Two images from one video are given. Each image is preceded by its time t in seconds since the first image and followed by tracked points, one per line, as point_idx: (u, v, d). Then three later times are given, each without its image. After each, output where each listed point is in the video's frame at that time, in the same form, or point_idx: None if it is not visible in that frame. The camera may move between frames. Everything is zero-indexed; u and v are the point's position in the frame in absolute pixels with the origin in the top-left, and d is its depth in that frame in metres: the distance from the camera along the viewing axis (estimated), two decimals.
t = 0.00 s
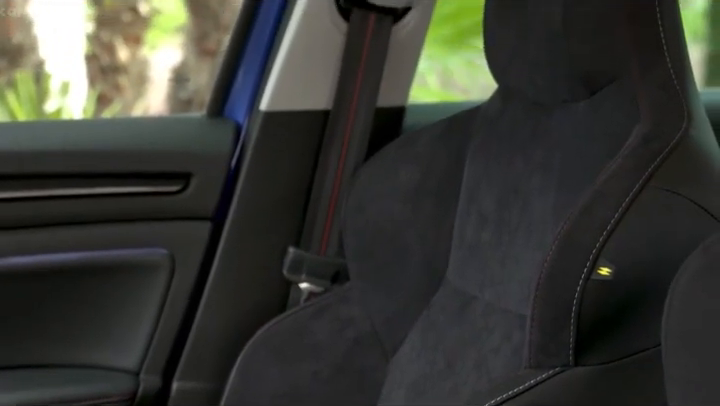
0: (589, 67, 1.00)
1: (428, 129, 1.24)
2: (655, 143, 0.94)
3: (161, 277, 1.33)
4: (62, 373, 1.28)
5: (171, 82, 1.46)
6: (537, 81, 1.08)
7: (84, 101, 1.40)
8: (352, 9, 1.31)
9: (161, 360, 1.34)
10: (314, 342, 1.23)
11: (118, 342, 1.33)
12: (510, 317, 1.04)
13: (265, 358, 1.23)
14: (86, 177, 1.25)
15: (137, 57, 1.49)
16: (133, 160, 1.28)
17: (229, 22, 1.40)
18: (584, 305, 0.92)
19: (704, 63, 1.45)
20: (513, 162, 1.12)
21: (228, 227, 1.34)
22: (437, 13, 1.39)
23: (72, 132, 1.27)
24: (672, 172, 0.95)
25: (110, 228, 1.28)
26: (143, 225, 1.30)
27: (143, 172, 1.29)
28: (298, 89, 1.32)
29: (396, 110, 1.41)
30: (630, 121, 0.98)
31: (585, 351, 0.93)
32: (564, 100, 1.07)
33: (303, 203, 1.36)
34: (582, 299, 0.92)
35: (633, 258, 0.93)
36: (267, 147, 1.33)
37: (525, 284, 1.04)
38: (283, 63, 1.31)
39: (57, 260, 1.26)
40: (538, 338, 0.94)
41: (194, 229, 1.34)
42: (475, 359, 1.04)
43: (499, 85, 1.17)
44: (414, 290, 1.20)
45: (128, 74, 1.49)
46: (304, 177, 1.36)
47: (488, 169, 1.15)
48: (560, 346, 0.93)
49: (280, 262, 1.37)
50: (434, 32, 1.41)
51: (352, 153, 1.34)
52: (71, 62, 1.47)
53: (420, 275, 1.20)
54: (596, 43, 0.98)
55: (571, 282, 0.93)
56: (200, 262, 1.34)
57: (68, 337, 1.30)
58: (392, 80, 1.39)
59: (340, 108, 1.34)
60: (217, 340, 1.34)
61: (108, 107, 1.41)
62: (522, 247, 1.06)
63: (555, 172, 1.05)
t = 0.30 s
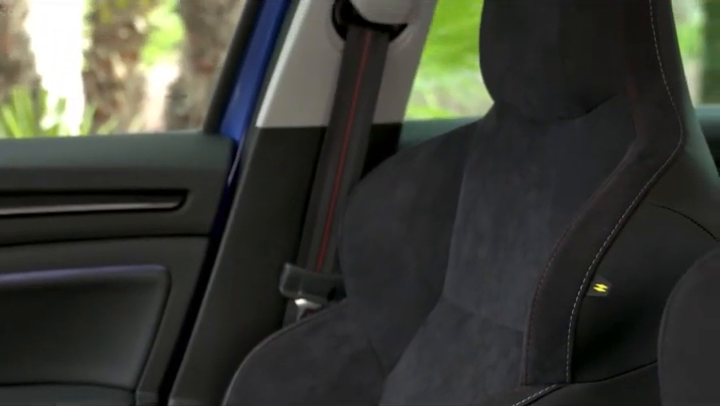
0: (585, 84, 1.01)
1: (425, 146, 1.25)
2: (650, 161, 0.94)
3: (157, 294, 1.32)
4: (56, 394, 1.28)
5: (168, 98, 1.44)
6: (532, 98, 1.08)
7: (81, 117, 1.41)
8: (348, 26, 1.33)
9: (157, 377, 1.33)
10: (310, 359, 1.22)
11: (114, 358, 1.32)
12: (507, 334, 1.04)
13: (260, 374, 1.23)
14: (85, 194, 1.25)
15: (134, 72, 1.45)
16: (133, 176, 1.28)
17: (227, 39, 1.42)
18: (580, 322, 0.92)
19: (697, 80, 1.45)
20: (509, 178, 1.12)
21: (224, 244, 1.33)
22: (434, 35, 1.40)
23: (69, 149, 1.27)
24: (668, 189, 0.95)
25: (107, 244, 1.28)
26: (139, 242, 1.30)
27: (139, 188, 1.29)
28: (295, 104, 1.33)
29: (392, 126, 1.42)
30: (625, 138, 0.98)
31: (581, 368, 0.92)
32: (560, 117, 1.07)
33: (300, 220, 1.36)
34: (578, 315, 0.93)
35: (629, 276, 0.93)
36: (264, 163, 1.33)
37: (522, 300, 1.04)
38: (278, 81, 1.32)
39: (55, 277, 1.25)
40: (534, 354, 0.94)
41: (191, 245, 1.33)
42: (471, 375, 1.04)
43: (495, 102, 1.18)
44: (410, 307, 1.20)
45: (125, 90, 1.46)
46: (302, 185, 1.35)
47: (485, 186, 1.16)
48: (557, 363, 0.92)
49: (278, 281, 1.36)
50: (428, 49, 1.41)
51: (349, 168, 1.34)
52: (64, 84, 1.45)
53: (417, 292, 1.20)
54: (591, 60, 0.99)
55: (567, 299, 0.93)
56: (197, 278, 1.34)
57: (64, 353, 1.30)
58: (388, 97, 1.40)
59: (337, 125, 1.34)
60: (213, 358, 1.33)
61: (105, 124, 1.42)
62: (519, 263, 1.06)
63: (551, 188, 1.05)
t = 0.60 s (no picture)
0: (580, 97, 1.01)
1: (421, 160, 1.25)
2: (646, 174, 0.95)
3: (153, 308, 1.31)
4: None
5: (163, 111, 1.47)
6: (528, 112, 1.08)
7: (77, 130, 1.42)
8: (344, 40, 1.33)
9: (153, 391, 1.32)
10: (306, 373, 1.21)
11: (110, 373, 1.31)
12: (503, 347, 1.05)
13: (257, 389, 1.21)
14: (78, 207, 1.25)
15: (130, 86, 1.49)
16: (128, 190, 1.28)
17: (223, 53, 1.42)
18: (576, 336, 0.92)
19: (693, 92, 1.46)
20: (504, 191, 1.13)
21: (220, 257, 1.33)
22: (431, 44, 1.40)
23: (64, 163, 1.27)
24: (664, 202, 0.95)
25: (101, 258, 1.27)
26: (134, 255, 1.29)
27: (132, 202, 1.28)
28: (290, 118, 1.33)
29: (388, 140, 1.43)
30: (620, 152, 0.98)
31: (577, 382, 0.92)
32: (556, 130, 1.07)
33: (296, 234, 1.37)
34: (574, 330, 0.92)
35: (625, 290, 0.93)
36: (260, 178, 1.33)
37: (517, 313, 1.05)
38: (274, 95, 1.32)
39: (49, 291, 1.24)
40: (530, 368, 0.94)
41: (186, 259, 1.33)
42: (468, 388, 1.05)
43: (491, 116, 1.18)
44: (406, 319, 1.20)
45: (121, 103, 1.48)
46: (296, 206, 1.36)
47: (480, 199, 1.16)
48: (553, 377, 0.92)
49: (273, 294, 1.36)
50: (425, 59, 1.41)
51: (345, 182, 1.34)
52: (61, 97, 1.47)
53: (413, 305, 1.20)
54: (587, 75, 0.99)
55: (562, 313, 0.93)
56: (192, 292, 1.33)
57: (59, 369, 1.28)
58: (384, 111, 1.40)
59: (333, 138, 1.34)
60: (209, 372, 1.33)
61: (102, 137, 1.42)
62: (515, 275, 1.06)
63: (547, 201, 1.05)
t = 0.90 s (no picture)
0: (575, 114, 1.01)
1: (416, 176, 1.25)
2: (641, 190, 0.94)
3: (149, 325, 1.31)
4: None
5: (159, 128, 1.48)
6: (523, 129, 1.08)
7: (72, 148, 1.43)
8: (339, 57, 1.33)
9: None
10: (302, 389, 1.19)
11: (106, 387, 1.30)
12: (498, 364, 1.06)
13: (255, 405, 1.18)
14: (72, 224, 1.24)
15: (125, 103, 1.53)
16: (123, 206, 1.27)
17: (218, 70, 1.42)
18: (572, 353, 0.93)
19: (688, 108, 1.46)
20: (499, 208, 1.13)
21: (215, 274, 1.32)
22: (427, 60, 1.41)
23: (59, 180, 1.26)
24: (659, 219, 0.95)
25: (95, 275, 1.26)
26: (130, 272, 1.28)
27: (128, 219, 1.27)
28: (283, 140, 1.33)
29: (383, 156, 1.43)
30: (616, 169, 0.98)
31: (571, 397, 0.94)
32: (551, 147, 1.07)
33: (292, 250, 1.36)
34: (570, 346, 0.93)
35: (620, 305, 0.94)
36: (255, 195, 1.33)
37: (512, 329, 1.05)
38: (269, 111, 1.32)
39: (48, 308, 1.22)
40: (526, 386, 0.93)
41: (182, 277, 1.32)
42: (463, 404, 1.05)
43: (487, 133, 1.18)
44: (401, 337, 1.19)
45: (116, 120, 1.51)
46: (292, 223, 1.36)
47: (475, 216, 1.16)
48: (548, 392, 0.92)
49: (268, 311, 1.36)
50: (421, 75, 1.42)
51: (341, 198, 1.34)
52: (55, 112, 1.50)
53: (408, 320, 1.20)
54: (581, 92, 0.99)
55: (559, 328, 0.92)
56: (187, 308, 1.32)
57: (55, 381, 1.28)
58: (380, 128, 1.41)
59: (328, 155, 1.35)
60: (205, 389, 1.32)
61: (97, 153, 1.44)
62: (511, 291, 1.07)
63: (542, 218, 1.06)
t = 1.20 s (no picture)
0: (571, 128, 1.01)
1: (413, 190, 1.25)
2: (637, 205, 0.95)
3: (145, 339, 1.30)
4: None
5: (155, 143, 1.49)
6: (519, 143, 1.09)
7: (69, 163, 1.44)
8: (336, 71, 1.34)
9: None
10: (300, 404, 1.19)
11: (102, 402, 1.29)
12: (495, 378, 1.06)
13: None
14: (68, 238, 1.24)
15: (121, 117, 1.58)
16: (119, 220, 1.27)
17: (215, 84, 1.41)
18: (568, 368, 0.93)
19: (683, 123, 1.47)
20: (495, 222, 1.13)
21: (212, 288, 1.32)
22: (425, 75, 1.42)
23: (56, 194, 1.26)
24: (656, 233, 0.95)
25: (91, 289, 1.25)
26: (126, 286, 1.28)
27: (125, 233, 1.27)
28: (282, 151, 1.33)
29: (380, 171, 1.43)
30: (612, 183, 0.98)
31: None
32: (547, 161, 1.08)
33: (288, 265, 1.37)
34: (566, 360, 0.93)
35: (616, 320, 0.94)
36: (252, 209, 1.33)
37: (509, 343, 1.05)
38: (266, 125, 1.32)
39: (45, 322, 1.22)
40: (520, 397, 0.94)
41: (178, 291, 1.32)
42: None
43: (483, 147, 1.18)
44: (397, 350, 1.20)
45: (113, 134, 1.55)
46: (289, 238, 1.36)
47: (471, 230, 1.16)
48: None
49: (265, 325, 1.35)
50: (418, 89, 1.43)
51: (337, 212, 1.34)
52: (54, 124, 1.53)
53: (405, 334, 1.20)
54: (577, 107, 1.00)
55: (556, 342, 0.93)
56: (184, 322, 1.32)
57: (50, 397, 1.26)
58: (377, 141, 1.40)
59: (324, 170, 1.35)
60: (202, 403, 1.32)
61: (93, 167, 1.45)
62: (508, 305, 1.07)
63: (539, 232, 1.06)
